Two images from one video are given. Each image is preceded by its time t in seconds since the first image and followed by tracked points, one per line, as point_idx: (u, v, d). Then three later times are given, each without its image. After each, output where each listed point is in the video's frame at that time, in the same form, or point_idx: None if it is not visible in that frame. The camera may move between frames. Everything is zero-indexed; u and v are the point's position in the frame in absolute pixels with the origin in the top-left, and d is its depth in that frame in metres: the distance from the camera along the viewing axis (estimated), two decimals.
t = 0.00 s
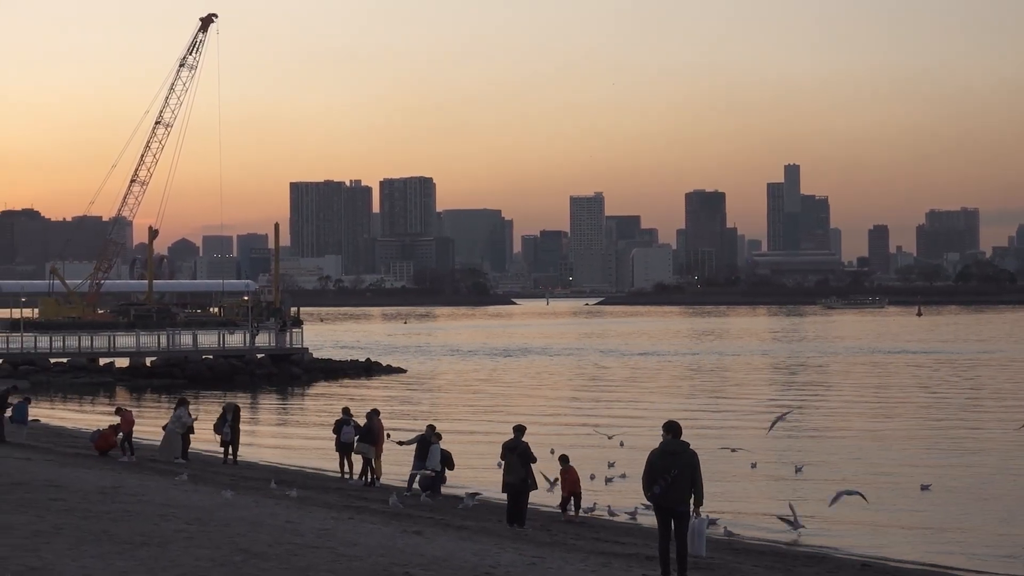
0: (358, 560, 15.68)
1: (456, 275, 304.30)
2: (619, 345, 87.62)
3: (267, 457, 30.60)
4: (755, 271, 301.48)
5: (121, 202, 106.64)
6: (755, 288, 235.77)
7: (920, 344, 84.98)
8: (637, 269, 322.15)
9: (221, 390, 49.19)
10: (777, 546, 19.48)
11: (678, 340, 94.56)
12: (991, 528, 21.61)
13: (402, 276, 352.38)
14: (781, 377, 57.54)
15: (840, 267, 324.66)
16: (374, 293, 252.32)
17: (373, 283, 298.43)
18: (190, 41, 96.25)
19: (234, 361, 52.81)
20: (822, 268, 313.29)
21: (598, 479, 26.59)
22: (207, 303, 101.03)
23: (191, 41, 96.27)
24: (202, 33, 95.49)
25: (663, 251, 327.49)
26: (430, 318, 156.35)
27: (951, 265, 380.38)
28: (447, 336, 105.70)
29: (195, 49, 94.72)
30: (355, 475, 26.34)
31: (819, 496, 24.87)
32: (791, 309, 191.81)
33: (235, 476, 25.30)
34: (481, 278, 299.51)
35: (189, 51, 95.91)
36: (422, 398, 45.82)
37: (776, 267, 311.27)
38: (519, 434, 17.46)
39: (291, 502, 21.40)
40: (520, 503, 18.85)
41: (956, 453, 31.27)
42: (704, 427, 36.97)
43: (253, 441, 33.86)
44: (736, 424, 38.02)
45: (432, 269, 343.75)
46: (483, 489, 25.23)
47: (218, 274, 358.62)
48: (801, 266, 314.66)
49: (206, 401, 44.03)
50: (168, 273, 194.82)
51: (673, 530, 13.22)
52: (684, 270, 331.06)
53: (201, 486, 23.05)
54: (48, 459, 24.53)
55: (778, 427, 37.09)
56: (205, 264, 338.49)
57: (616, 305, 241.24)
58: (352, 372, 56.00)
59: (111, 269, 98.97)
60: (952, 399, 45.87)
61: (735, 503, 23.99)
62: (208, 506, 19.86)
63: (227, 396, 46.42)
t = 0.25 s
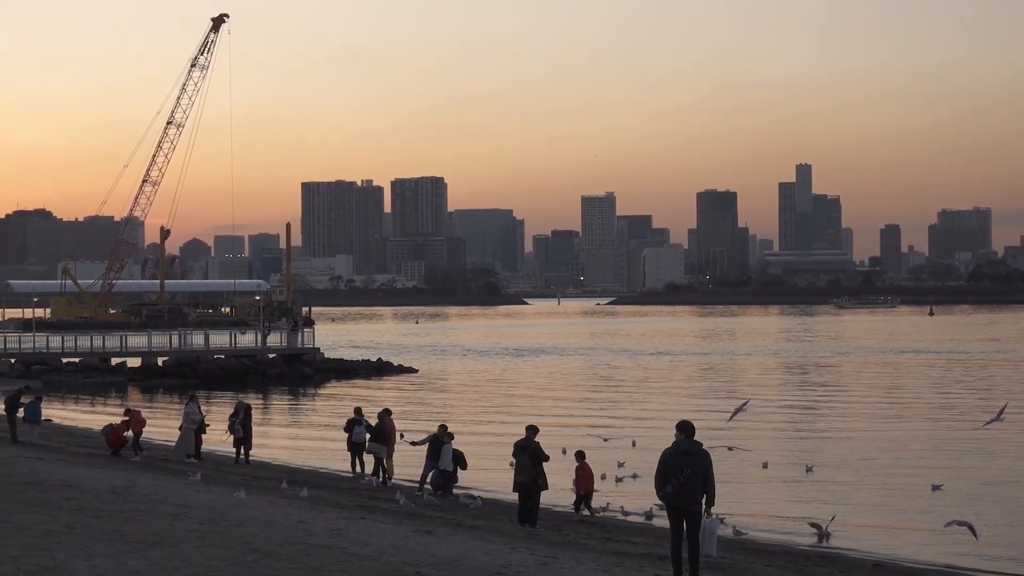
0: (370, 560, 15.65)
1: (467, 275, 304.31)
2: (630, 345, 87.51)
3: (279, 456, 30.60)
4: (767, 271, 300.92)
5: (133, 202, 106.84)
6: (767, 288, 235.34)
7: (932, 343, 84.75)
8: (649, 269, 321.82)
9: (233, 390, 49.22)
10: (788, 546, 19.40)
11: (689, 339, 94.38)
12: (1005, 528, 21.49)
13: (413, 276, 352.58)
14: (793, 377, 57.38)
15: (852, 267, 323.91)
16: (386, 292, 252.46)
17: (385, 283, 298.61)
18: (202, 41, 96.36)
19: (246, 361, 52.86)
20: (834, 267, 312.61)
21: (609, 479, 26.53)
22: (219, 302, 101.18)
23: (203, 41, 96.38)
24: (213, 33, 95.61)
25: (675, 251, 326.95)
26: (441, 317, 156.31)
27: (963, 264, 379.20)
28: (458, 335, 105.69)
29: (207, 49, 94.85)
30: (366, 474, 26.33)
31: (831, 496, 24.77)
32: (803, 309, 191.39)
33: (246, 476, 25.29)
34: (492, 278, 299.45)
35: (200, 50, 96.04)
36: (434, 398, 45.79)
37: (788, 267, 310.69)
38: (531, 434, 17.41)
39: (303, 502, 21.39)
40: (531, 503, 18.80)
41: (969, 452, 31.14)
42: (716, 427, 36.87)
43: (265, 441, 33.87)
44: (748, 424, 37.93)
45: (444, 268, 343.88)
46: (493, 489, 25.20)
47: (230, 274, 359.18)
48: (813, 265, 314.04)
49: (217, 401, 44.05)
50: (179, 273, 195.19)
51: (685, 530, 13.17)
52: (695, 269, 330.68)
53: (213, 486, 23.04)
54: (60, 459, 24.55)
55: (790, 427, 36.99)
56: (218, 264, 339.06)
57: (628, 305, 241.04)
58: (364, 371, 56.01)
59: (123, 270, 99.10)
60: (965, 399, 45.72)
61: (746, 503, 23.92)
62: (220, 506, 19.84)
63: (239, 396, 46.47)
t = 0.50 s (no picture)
0: (380, 559, 15.63)
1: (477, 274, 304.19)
2: (640, 344, 87.41)
3: (289, 456, 30.61)
4: (777, 271, 300.32)
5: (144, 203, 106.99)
6: (777, 288, 234.87)
7: (943, 343, 84.48)
8: (659, 269, 321.54)
9: (243, 390, 49.23)
10: (798, 546, 19.32)
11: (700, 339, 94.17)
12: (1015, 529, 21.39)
13: (424, 276, 352.61)
14: (804, 377, 57.21)
15: (863, 267, 323.09)
16: (396, 293, 252.46)
17: (395, 283, 298.65)
18: (212, 41, 96.43)
19: (256, 361, 52.91)
20: (844, 267, 311.96)
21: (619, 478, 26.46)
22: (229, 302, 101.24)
23: (213, 41, 96.45)
24: (224, 33, 95.68)
25: (685, 251, 326.33)
26: (452, 318, 156.16)
27: (974, 264, 377.96)
28: (469, 336, 105.67)
29: (218, 49, 94.96)
30: (376, 473, 26.32)
31: (841, 496, 24.65)
32: (813, 309, 190.88)
33: (256, 476, 25.30)
34: (502, 278, 299.29)
35: (211, 51, 96.12)
36: (444, 398, 45.76)
37: (799, 267, 310.06)
38: (541, 433, 17.38)
39: (313, 501, 21.39)
40: (540, 503, 18.78)
41: (980, 452, 31.01)
42: (727, 427, 36.80)
43: (275, 441, 33.90)
44: (758, 423, 37.85)
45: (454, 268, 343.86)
46: (503, 489, 25.18)
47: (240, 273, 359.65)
48: (824, 265, 313.35)
49: (227, 401, 44.07)
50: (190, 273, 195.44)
51: (694, 530, 13.14)
52: (705, 269, 330.32)
53: (223, 485, 23.05)
54: (71, 458, 24.59)
55: (801, 427, 36.91)
56: (228, 265, 339.55)
57: (638, 305, 240.81)
58: (374, 371, 56.02)
59: (133, 270, 99.22)
60: (976, 398, 45.57)
61: (758, 503, 23.87)
62: (229, 506, 19.84)
63: (249, 396, 46.50)
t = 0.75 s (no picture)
0: (387, 558, 15.62)
1: (485, 274, 303.90)
2: (648, 344, 87.24)
3: (297, 455, 30.59)
4: (785, 271, 299.67)
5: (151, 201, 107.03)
6: (785, 287, 234.40)
7: (952, 343, 84.21)
8: (666, 269, 321.06)
9: (251, 388, 49.26)
10: (806, 546, 19.27)
11: (708, 339, 93.97)
12: None
13: (431, 275, 352.44)
14: (812, 376, 56.99)
15: (871, 266, 322.26)
16: (403, 292, 252.36)
17: (403, 282, 298.46)
18: (220, 40, 96.45)
19: (264, 360, 52.94)
20: (852, 267, 311.21)
21: (627, 477, 26.44)
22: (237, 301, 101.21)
23: (221, 40, 96.47)
24: (232, 32, 95.72)
25: (693, 250, 325.58)
26: (459, 317, 155.82)
27: (982, 263, 376.88)
28: (476, 335, 105.56)
29: (226, 48, 94.99)
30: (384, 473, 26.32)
31: (849, 496, 24.59)
32: (821, 309, 190.30)
33: (264, 475, 25.29)
34: (510, 277, 299.00)
35: (219, 50, 96.15)
36: (451, 397, 45.72)
37: (807, 266, 309.31)
38: (548, 432, 17.36)
39: (321, 500, 21.38)
40: (548, 502, 18.75)
41: (989, 453, 30.90)
42: (735, 426, 36.74)
43: (283, 440, 33.91)
44: (767, 423, 37.77)
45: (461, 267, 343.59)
46: (510, 488, 25.16)
47: (248, 272, 359.65)
48: (832, 265, 312.66)
49: (234, 400, 44.09)
50: (197, 272, 195.48)
51: (702, 529, 13.11)
52: (713, 269, 329.67)
53: (231, 484, 23.05)
54: (78, 457, 24.59)
55: (809, 427, 36.82)
56: (236, 264, 339.50)
57: (646, 304, 240.46)
58: (381, 370, 56.02)
59: (140, 269, 99.15)
60: (984, 398, 45.43)
61: (766, 502, 23.82)
62: (237, 505, 19.85)
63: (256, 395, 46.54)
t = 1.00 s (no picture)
0: (395, 558, 15.60)
1: (492, 274, 303.78)
2: (656, 343, 87.06)
3: (304, 455, 30.58)
4: (793, 271, 299.10)
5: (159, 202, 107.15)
6: (793, 287, 233.96)
7: (961, 343, 83.95)
8: (674, 268, 320.68)
9: (258, 388, 49.31)
10: (814, 546, 19.20)
11: (715, 339, 93.78)
12: None
13: (438, 275, 352.37)
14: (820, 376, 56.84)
15: (879, 266, 321.56)
16: (411, 292, 252.33)
17: (410, 282, 298.43)
18: (228, 41, 96.55)
19: (271, 360, 53.00)
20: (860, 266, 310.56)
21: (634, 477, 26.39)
22: (244, 301, 101.27)
23: (228, 41, 96.56)
24: (239, 33, 95.80)
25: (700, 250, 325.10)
26: (466, 317, 155.63)
27: (990, 262, 375.85)
28: (483, 334, 105.46)
29: (233, 48, 95.08)
30: (391, 473, 26.29)
31: (857, 496, 24.51)
32: (829, 309, 189.81)
33: (271, 474, 25.28)
34: (517, 277, 298.83)
35: (226, 50, 96.24)
36: (459, 397, 45.69)
37: (814, 265, 308.76)
38: (556, 432, 17.33)
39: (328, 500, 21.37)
40: (556, 502, 18.70)
41: (998, 453, 30.80)
42: (743, 426, 36.66)
43: (290, 440, 33.90)
44: (775, 423, 37.69)
45: (469, 267, 343.50)
46: (518, 488, 25.12)
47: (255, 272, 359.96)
48: (839, 265, 312.11)
49: (242, 400, 44.10)
50: (204, 272, 195.62)
51: (710, 529, 13.08)
52: (721, 269, 329.20)
53: (239, 484, 23.06)
54: (86, 457, 24.62)
55: (817, 427, 36.73)
56: (243, 265, 339.72)
57: (653, 304, 240.19)
58: (389, 370, 56.03)
59: (148, 269, 99.29)
60: (993, 398, 45.29)
61: (773, 502, 23.75)
62: (244, 505, 19.85)
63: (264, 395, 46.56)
